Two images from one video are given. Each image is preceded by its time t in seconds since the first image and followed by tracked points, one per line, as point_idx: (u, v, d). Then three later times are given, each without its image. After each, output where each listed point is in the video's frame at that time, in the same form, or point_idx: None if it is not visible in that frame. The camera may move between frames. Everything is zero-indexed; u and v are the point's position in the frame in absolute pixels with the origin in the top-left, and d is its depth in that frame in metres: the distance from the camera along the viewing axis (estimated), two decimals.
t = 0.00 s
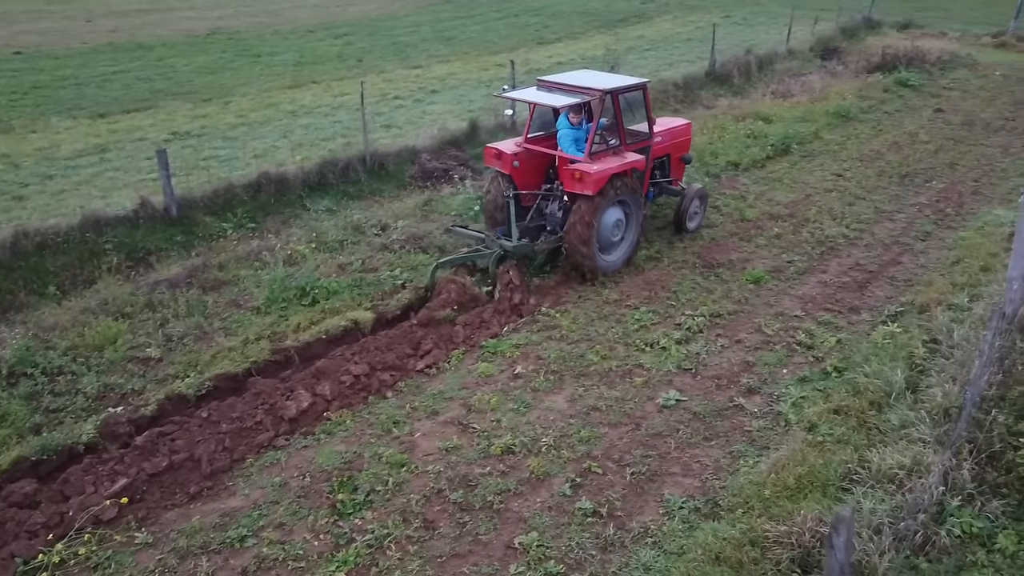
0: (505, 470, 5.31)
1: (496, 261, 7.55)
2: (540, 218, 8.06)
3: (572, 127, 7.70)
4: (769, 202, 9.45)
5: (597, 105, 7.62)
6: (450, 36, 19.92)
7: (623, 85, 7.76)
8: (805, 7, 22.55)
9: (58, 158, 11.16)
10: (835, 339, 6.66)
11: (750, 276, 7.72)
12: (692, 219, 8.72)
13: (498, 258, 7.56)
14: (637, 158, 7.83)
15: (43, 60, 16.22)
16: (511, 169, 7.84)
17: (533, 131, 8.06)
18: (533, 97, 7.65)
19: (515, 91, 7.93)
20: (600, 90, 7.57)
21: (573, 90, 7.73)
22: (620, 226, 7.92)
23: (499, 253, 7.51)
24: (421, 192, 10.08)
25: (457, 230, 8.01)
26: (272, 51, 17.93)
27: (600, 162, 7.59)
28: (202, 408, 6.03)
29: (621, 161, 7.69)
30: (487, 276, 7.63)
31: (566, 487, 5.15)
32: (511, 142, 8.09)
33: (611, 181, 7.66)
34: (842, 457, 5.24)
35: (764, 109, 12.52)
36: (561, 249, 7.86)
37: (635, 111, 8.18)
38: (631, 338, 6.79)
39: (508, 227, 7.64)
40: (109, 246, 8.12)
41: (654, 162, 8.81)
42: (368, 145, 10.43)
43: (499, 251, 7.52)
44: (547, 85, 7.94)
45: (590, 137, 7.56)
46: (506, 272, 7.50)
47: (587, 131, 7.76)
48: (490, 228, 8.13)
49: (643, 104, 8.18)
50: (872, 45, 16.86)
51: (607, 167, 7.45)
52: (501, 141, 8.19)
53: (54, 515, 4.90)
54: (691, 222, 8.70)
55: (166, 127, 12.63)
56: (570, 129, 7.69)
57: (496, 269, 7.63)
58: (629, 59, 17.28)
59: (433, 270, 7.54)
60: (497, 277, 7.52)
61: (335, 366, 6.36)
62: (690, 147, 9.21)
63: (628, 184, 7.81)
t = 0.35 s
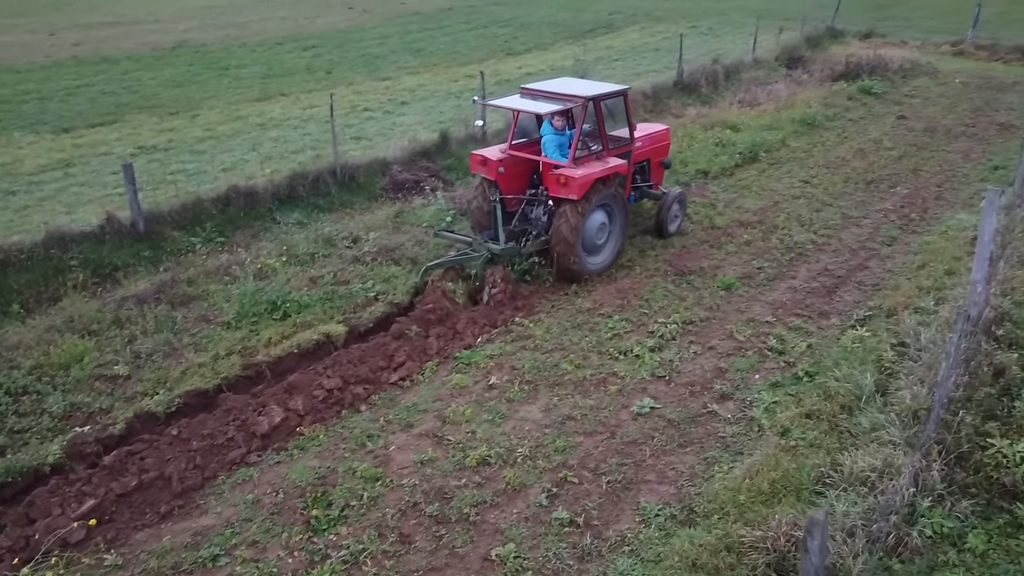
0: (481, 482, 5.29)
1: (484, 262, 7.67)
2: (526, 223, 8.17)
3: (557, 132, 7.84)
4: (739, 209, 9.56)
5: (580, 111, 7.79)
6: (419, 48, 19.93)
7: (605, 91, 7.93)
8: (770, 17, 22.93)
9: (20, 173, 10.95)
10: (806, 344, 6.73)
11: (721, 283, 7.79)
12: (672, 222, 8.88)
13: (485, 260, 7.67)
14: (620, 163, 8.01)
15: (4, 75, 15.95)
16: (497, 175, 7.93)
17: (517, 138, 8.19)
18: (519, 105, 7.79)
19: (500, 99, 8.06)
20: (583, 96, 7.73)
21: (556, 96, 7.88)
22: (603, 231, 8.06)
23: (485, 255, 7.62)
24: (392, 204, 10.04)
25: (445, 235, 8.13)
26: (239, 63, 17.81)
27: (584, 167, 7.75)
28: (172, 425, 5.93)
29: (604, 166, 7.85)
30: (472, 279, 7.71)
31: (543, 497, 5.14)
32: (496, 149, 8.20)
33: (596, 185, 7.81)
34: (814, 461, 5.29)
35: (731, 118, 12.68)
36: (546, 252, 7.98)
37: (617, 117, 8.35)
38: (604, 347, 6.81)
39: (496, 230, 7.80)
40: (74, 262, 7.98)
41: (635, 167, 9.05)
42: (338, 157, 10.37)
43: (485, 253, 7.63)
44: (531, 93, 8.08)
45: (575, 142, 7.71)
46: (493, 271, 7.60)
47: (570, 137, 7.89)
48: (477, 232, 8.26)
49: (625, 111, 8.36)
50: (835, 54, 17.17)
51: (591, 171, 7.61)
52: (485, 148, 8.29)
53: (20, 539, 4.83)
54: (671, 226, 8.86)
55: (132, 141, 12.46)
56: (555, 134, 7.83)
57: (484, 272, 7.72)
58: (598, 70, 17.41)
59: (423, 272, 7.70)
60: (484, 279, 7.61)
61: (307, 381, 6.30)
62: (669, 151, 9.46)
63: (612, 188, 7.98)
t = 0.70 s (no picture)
0: (456, 496, 5.26)
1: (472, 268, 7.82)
2: (510, 229, 8.25)
3: (540, 141, 7.99)
4: (709, 219, 9.66)
5: (562, 121, 7.95)
6: (388, 62, 19.94)
7: (586, 101, 8.10)
8: (736, 30, 23.28)
9: None
10: (777, 351, 6.80)
11: (692, 292, 7.85)
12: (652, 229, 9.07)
13: (472, 266, 7.81)
14: (602, 170, 8.20)
15: None
16: (482, 183, 8.05)
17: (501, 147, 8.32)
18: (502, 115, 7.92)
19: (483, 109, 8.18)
20: (565, 107, 7.89)
21: (539, 107, 8.01)
22: (587, 237, 8.21)
23: (473, 261, 7.79)
24: (363, 218, 9.99)
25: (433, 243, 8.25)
26: (207, 78, 17.68)
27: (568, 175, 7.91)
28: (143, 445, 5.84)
29: (587, 173, 8.02)
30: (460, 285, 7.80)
31: (519, 510, 5.12)
32: (480, 158, 8.32)
33: (579, 192, 7.97)
34: (788, 467, 5.33)
35: (699, 129, 12.83)
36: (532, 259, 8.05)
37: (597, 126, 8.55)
38: (578, 358, 6.82)
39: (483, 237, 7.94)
40: (37, 282, 7.83)
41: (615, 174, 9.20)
42: (308, 171, 10.31)
43: (473, 258, 7.79)
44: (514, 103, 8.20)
45: (558, 150, 7.88)
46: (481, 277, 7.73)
47: (553, 146, 8.09)
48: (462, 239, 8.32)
49: (605, 119, 8.54)
50: (800, 65, 17.46)
51: (575, 178, 7.78)
52: (469, 157, 8.41)
53: None
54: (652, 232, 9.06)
55: (97, 158, 12.29)
56: (538, 143, 7.98)
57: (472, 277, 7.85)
58: (567, 82, 17.54)
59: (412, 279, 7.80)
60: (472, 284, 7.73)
61: (281, 398, 6.22)
62: (648, 158, 9.65)
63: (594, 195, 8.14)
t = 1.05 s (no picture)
0: (432, 512, 5.22)
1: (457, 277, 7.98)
2: (495, 238, 8.38)
3: (525, 151, 8.17)
4: (679, 230, 9.76)
5: (547, 131, 8.15)
6: (358, 76, 19.91)
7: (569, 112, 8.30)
8: (703, 42, 23.62)
9: None
10: (748, 360, 6.87)
11: (664, 302, 7.91)
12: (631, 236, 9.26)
13: (459, 274, 7.97)
14: (585, 179, 8.42)
15: None
16: (468, 193, 8.17)
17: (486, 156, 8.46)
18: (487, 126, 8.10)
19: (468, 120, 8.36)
20: (549, 117, 8.09)
21: (523, 117, 8.21)
22: (570, 246, 8.42)
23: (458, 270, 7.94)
24: (334, 233, 9.93)
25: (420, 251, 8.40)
26: (173, 94, 17.51)
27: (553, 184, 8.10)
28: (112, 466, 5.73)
29: (571, 182, 8.23)
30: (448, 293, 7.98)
31: (495, 524, 5.10)
32: (465, 168, 8.44)
33: (563, 201, 8.17)
34: (761, 475, 5.37)
35: (669, 141, 12.97)
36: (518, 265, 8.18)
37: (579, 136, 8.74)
38: (552, 370, 6.83)
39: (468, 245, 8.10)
40: None
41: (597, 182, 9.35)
42: (277, 187, 10.24)
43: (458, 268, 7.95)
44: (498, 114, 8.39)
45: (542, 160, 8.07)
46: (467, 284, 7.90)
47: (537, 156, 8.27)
48: (449, 248, 8.43)
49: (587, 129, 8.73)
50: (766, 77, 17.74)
51: (559, 188, 7.97)
52: (454, 167, 8.52)
53: None
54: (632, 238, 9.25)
55: (61, 175, 12.09)
56: (523, 153, 8.16)
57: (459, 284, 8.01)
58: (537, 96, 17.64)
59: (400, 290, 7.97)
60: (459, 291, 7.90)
61: (253, 417, 6.15)
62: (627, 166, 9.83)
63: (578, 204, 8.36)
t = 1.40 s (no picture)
0: (406, 528, 5.18)
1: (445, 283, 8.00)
2: (478, 246, 8.50)
3: (507, 160, 8.24)
4: (650, 241, 9.84)
5: (529, 140, 8.20)
6: (327, 91, 19.85)
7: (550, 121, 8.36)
8: (670, 56, 23.93)
9: None
10: (720, 369, 6.93)
11: (637, 313, 7.96)
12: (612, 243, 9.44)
13: (446, 280, 7.99)
14: (566, 187, 8.53)
15: None
16: (452, 203, 8.25)
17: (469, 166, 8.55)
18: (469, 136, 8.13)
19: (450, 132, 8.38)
20: (530, 127, 8.13)
21: (504, 127, 8.25)
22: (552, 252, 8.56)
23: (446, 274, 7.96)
24: (305, 249, 9.86)
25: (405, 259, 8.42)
26: (139, 111, 17.31)
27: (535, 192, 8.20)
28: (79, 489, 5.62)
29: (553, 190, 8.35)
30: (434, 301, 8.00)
31: (470, 539, 5.08)
32: (448, 177, 8.52)
33: (546, 208, 8.28)
34: (735, 484, 5.39)
35: (638, 153, 13.09)
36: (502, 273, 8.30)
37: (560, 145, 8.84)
38: (526, 383, 6.82)
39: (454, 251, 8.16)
40: None
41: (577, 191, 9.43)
42: (247, 203, 10.14)
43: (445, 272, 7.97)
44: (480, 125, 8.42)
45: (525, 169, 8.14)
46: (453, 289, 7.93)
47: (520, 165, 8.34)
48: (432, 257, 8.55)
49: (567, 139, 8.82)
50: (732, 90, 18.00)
51: (542, 195, 8.08)
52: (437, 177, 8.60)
53: None
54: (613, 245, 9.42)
55: (23, 194, 11.87)
56: (506, 162, 8.23)
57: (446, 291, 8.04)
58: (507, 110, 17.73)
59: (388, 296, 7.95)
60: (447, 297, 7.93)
61: (224, 436, 6.06)
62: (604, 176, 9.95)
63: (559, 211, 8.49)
